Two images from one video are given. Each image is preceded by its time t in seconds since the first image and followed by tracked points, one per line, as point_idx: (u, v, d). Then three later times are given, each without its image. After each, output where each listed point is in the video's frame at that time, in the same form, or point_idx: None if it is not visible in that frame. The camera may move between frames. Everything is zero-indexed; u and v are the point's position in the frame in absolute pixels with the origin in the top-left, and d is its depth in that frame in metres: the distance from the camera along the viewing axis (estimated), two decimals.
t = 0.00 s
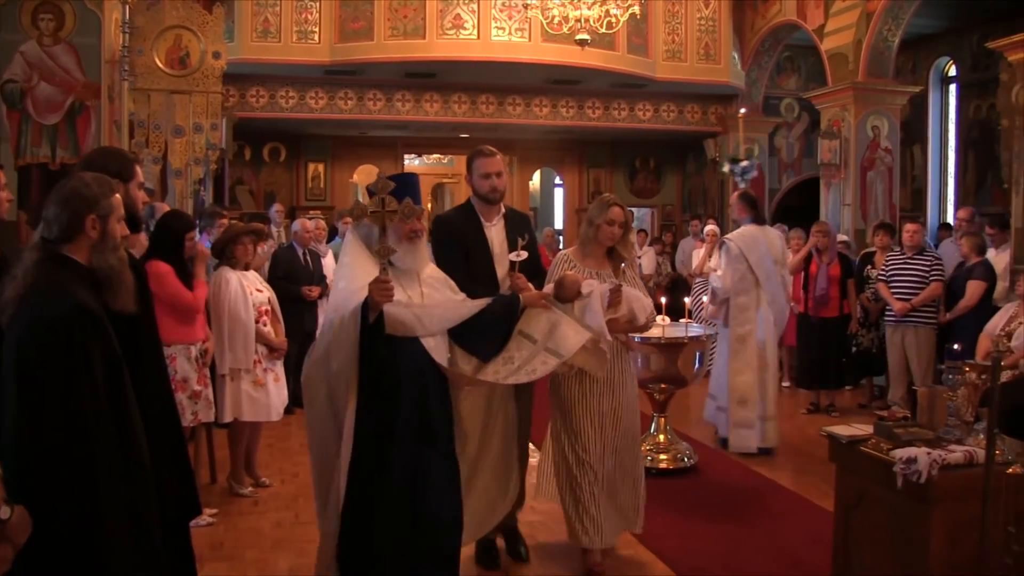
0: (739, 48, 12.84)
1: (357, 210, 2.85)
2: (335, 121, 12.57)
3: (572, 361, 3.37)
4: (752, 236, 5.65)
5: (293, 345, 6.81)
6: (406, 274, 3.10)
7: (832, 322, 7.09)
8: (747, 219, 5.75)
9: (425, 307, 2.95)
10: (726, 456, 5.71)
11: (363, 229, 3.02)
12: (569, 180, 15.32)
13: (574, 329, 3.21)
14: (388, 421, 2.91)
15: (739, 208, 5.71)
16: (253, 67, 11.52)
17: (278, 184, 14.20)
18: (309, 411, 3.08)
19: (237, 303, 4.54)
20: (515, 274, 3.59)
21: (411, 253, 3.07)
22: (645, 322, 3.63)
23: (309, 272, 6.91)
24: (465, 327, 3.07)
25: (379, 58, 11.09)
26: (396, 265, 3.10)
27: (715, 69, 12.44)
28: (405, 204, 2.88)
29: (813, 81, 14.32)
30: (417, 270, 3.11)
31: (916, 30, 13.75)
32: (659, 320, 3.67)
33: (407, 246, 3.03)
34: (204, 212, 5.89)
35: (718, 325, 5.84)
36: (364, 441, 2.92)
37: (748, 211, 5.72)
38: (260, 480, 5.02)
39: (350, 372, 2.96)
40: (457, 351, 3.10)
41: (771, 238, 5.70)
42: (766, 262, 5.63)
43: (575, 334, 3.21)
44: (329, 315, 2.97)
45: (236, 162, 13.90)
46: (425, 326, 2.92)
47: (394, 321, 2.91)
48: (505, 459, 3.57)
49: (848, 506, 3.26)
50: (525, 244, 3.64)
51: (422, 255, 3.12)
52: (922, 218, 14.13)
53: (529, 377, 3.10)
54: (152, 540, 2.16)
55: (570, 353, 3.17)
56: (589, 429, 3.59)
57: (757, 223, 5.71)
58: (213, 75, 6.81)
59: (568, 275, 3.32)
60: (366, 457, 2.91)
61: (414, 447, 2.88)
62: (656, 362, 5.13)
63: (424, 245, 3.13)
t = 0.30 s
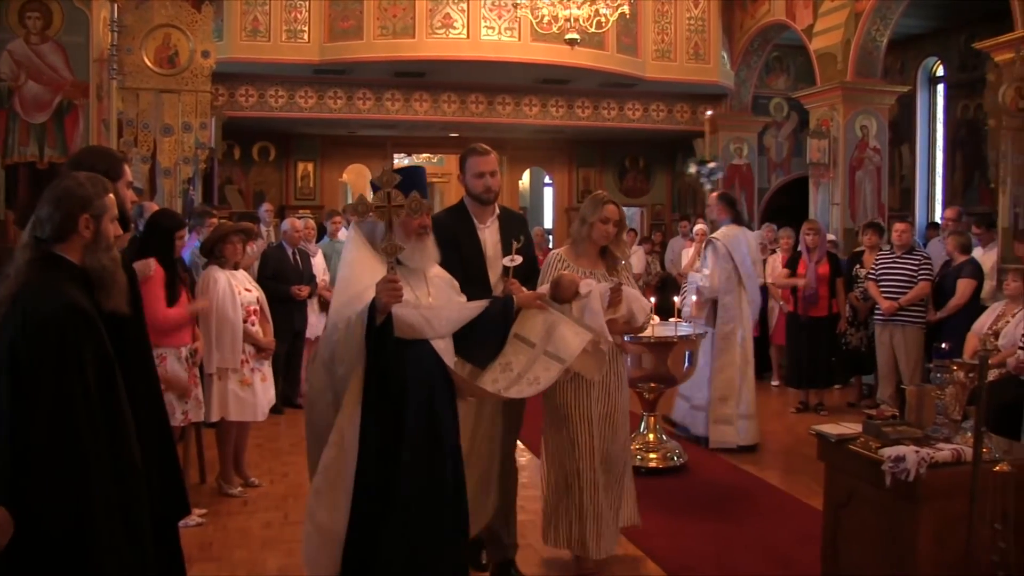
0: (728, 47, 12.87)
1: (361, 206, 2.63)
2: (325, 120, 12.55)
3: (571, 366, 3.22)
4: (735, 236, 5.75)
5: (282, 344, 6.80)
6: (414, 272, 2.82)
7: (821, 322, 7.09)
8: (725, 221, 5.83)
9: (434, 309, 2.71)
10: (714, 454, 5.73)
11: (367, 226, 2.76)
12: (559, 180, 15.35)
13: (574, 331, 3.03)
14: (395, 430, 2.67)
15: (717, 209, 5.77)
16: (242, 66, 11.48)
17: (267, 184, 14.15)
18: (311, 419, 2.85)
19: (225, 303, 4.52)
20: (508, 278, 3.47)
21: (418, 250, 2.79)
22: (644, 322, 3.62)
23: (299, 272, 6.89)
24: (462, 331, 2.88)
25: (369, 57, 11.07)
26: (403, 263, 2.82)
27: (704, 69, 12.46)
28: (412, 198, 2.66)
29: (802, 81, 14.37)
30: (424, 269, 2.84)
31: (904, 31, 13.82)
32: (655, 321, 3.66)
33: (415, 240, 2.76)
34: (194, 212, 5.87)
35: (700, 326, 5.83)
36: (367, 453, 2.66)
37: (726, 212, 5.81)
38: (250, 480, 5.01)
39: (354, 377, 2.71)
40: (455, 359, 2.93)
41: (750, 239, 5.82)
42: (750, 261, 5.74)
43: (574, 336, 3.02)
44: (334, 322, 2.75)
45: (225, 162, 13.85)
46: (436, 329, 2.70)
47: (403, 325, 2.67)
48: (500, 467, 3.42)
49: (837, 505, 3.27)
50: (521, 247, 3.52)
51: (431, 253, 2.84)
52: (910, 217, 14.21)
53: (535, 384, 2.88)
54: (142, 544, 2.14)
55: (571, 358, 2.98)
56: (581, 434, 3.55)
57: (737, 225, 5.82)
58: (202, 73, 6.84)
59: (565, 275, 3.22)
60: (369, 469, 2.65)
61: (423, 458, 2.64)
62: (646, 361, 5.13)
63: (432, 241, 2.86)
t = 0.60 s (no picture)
0: (718, 48, 12.91)
1: (363, 203, 2.57)
2: (314, 120, 12.52)
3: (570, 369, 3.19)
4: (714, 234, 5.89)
5: (272, 344, 6.78)
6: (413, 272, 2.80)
7: (811, 322, 7.11)
8: (700, 220, 5.90)
9: (436, 310, 2.69)
10: (704, 454, 5.75)
11: (363, 224, 2.74)
12: (549, 180, 15.37)
13: (573, 335, 3.00)
14: (399, 438, 2.63)
15: (698, 208, 5.85)
16: (231, 66, 11.44)
17: (257, 183, 14.12)
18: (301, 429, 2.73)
19: (215, 303, 4.51)
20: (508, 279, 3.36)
21: (418, 250, 2.78)
22: (642, 324, 3.52)
23: (289, 272, 6.87)
24: (459, 331, 2.83)
25: (359, 57, 11.05)
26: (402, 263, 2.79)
27: (694, 69, 12.49)
28: (415, 192, 2.60)
29: (791, 81, 14.43)
30: (421, 269, 2.82)
31: (893, 31, 13.88)
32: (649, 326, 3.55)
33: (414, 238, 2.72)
34: (184, 212, 5.84)
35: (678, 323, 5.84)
36: (370, 462, 2.60)
37: (702, 211, 5.91)
38: (239, 480, 5.00)
39: (353, 385, 2.61)
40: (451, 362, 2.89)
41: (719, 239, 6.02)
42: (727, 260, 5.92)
43: (573, 339, 2.99)
44: (333, 324, 2.70)
45: (214, 162, 13.79)
46: (437, 331, 2.67)
47: (405, 328, 2.64)
48: (491, 472, 3.33)
49: (827, 504, 3.28)
50: (523, 247, 3.43)
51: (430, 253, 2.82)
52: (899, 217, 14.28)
53: (535, 392, 2.88)
54: (130, 543, 2.15)
55: (570, 362, 2.96)
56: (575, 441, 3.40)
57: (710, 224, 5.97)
58: (191, 74, 6.93)
59: (563, 277, 3.17)
60: (373, 475, 2.60)
61: (430, 463, 2.62)
62: (636, 361, 5.12)
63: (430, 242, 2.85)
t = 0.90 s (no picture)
0: (706, 48, 12.94)
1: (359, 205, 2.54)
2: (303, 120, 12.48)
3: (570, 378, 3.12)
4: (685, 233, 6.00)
5: (261, 345, 6.76)
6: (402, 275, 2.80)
7: (799, 321, 7.15)
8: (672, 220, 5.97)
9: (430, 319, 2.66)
10: (694, 454, 5.76)
11: (348, 227, 2.76)
12: (538, 180, 15.38)
13: (574, 344, 2.93)
14: (392, 452, 2.59)
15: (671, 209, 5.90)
16: (220, 65, 11.40)
17: (246, 184, 14.07)
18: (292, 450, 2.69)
19: (203, 304, 4.50)
20: (508, 280, 3.24)
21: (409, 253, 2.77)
22: (643, 331, 3.35)
23: (277, 272, 6.84)
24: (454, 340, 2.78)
25: (348, 56, 11.02)
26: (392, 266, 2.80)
27: (683, 69, 12.51)
28: (416, 195, 2.52)
29: (779, 82, 14.48)
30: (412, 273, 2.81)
31: (881, 32, 13.95)
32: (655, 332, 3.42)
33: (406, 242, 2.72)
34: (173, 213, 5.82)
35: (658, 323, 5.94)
36: (366, 477, 2.58)
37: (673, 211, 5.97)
38: (228, 481, 4.98)
39: (347, 400, 2.61)
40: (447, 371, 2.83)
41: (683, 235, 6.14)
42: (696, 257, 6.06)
43: (575, 348, 2.92)
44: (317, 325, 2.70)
45: (203, 161, 13.69)
46: (430, 340, 2.64)
47: (396, 339, 2.62)
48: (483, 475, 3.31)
49: (816, 503, 3.29)
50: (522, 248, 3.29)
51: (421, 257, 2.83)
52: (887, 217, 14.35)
53: (533, 399, 2.81)
54: (119, 545, 2.14)
55: (571, 370, 2.89)
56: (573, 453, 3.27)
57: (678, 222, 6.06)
58: (179, 73, 6.89)
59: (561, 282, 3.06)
60: (369, 486, 2.57)
61: (426, 473, 2.58)
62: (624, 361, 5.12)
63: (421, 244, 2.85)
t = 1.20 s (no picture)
0: (696, 48, 12.98)
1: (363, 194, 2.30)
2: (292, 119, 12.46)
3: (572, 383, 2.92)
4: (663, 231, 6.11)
5: (250, 345, 6.74)
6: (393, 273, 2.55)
7: (789, 320, 7.18)
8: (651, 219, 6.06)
9: (421, 318, 2.41)
10: (683, 453, 5.78)
11: (333, 223, 2.52)
12: (528, 179, 15.38)
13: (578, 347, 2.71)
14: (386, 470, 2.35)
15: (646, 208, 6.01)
16: (209, 64, 11.37)
17: (235, 183, 14.04)
18: (281, 464, 2.42)
19: (191, 304, 4.48)
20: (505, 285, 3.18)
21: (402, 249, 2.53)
22: (650, 333, 3.27)
23: (267, 272, 6.82)
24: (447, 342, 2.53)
25: (337, 56, 11.00)
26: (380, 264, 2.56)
27: (672, 69, 12.53)
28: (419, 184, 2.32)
29: (768, 82, 14.53)
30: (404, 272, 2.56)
31: (869, 33, 14.01)
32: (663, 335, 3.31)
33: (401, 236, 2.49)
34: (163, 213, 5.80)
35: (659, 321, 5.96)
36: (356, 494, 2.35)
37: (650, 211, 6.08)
38: (218, 481, 4.97)
39: (346, 409, 2.37)
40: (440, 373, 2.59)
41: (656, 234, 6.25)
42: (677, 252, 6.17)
43: (578, 353, 2.69)
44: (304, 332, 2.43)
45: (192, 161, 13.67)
46: (422, 343, 2.40)
47: (389, 340, 2.37)
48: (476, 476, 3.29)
49: (805, 502, 3.30)
50: (516, 250, 3.24)
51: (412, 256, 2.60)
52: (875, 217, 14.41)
53: (531, 404, 2.59)
54: (104, 546, 2.13)
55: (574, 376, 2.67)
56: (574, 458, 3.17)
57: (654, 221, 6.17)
58: (169, 72, 6.87)
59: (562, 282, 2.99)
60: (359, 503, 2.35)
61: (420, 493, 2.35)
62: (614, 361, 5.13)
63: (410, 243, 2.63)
